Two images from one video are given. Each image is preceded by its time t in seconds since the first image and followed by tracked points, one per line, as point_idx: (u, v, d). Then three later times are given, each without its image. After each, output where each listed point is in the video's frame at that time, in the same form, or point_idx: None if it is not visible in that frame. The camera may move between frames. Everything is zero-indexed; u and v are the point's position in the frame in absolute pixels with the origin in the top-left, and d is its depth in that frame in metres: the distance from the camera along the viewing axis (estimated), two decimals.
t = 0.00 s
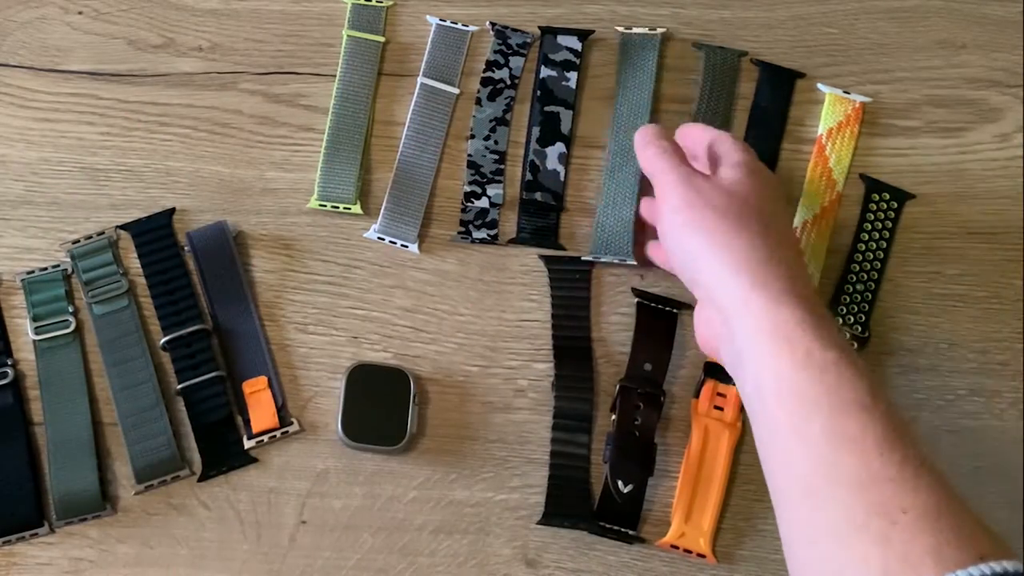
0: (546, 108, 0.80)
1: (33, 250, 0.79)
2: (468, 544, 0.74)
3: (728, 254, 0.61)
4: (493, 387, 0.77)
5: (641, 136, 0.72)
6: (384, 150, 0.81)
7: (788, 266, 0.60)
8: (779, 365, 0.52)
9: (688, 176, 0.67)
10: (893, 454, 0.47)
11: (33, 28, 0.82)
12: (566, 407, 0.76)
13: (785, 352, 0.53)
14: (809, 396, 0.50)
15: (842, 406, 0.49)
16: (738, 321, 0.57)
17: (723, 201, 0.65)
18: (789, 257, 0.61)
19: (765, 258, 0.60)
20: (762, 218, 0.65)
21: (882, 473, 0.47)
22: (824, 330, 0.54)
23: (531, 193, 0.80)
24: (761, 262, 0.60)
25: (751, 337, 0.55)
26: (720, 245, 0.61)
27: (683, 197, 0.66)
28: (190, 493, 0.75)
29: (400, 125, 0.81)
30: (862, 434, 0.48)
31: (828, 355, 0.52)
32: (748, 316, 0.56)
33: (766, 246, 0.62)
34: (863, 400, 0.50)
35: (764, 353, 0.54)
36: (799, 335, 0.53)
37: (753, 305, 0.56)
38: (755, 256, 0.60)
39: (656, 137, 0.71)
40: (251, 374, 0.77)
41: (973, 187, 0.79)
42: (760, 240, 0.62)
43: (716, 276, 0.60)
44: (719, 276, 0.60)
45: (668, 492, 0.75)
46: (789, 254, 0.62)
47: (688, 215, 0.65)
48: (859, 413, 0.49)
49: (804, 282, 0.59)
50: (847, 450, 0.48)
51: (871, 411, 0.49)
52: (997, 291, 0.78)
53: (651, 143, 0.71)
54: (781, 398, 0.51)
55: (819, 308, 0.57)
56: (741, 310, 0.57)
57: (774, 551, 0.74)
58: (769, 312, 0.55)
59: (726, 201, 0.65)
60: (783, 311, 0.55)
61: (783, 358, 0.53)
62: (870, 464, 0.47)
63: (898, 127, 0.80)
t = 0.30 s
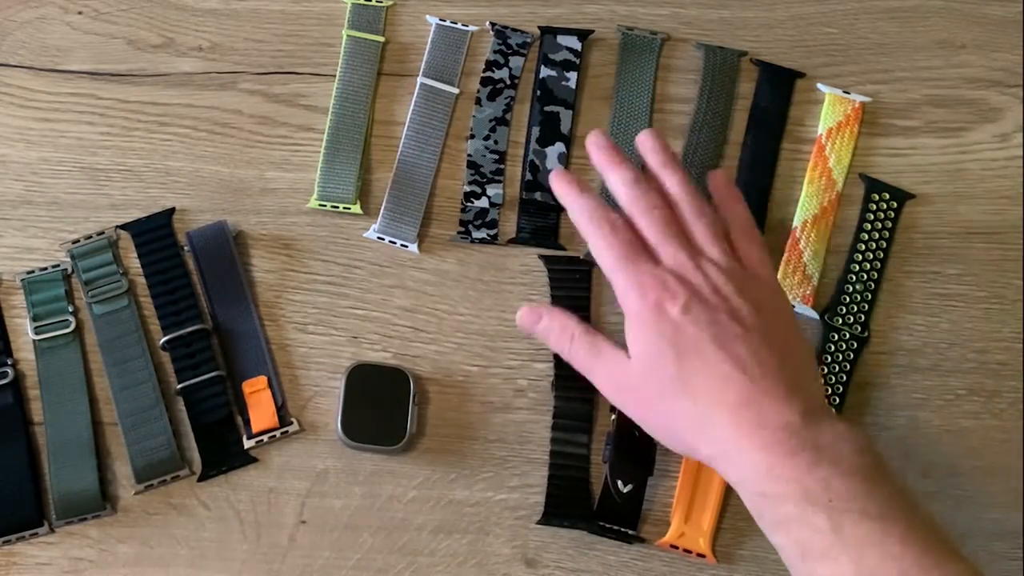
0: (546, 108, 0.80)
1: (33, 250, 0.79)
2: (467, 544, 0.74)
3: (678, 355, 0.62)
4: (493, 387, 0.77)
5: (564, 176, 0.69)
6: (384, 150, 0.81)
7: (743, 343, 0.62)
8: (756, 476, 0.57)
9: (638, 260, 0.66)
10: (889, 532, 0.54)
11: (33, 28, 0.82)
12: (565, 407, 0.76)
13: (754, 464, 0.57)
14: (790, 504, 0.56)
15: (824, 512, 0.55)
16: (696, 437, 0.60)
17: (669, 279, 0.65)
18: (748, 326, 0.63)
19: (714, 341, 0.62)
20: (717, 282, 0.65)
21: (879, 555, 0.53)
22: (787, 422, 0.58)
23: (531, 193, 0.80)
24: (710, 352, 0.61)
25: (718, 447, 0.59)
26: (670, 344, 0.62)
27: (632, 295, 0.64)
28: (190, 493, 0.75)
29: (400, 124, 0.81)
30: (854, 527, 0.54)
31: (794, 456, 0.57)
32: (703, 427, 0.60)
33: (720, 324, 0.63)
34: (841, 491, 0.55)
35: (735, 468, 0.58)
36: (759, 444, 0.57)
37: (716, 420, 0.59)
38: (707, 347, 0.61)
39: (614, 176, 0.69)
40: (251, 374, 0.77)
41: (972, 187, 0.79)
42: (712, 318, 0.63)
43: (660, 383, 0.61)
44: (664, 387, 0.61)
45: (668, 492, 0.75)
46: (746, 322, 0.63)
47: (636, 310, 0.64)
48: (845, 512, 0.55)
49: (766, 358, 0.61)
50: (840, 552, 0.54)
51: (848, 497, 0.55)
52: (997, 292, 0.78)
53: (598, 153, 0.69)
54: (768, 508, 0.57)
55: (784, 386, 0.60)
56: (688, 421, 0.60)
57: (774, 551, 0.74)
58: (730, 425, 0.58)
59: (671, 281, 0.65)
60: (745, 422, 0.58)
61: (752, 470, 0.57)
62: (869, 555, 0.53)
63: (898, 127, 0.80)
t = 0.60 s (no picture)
0: (545, 108, 0.80)
1: (33, 250, 0.79)
2: (467, 544, 0.74)
3: (781, 300, 0.62)
4: (492, 387, 0.77)
5: (718, 158, 0.66)
6: (384, 149, 0.81)
7: (858, 296, 0.62)
8: (835, 412, 0.57)
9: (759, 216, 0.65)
10: (953, 503, 0.53)
11: (33, 28, 0.82)
12: (565, 406, 0.76)
13: (857, 416, 0.56)
14: (872, 450, 0.55)
15: (910, 453, 0.54)
16: (803, 386, 0.60)
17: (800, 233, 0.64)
18: (869, 284, 0.63)
19: (834, 301, 0.61)
20: (848, 234, 0.65)
21: (944, 519, 0.53)
22: (886, 378, 0.58)
23: (531, 193, 0.80)
24: (834, 302, 0.61)
25: (812, 391, 0.59)
26: (776, 298, 0.63)
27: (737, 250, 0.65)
28: (190, 493, 0.75)
29: (400, 124, 0.81)
30: (925, 498, 0.54)
31: (891, 410, 0.56)
32: (806, 367, 0.60)
33: (840, 278, 0.62)
34: (927, 456, 0.54)
35: (829, 412, 0.58)
36: (867, 395, 0.57)
37: (822, 361, 0.59)
38: (830, 292, 0.62)
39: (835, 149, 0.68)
40: (251, 374, 0.77)
41: (973, 186, 0.79)
42: (843, 260, 0.63)
43: (770, 316, 0.63)
44: (779, 302, 0.62)
45: (668, 491, 0.75)
46: (863, 274, 0.63)
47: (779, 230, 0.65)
48: (926, 486, 0.54)
49: (876, 309, 0.62)
50: (911, 509, 0.54)
51: (936, 462, 0.54)
52: (997, 292, 0.77)
53: (711, 168, 0.66)
54: (843, 437, 0.57)
55: (890, 352, 0.60)
56: (805, 367, 0.60)
57: (774, 551, 0.74)
58: (832, 366, 0.59)
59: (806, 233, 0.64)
60: (845, 368, 0.58)
61: (846, 417, 0.57)
62: (927, 502, 0.53)
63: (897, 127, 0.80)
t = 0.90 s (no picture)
0: (545, 108, 0.80)
1: (33, 249, 0.79)
2: (467, 544, 0.74)
3: (610, 221, 0.55)
4: (492, 387, 0.77)
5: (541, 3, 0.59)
6: (384, 149, 0.81)
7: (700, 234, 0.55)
8: (717, 377, 0.51)
9: (622, 143, 0.58)
10: (909, 483, 0.48)
11: (33, 27, 0.82)
12: (565, 406, 0.76)
13: (733, 367, 0.51)
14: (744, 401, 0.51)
15: (804, 437, 0.49)
16: (656, 317, 0.54)
17: (597, 151, 0.57)
18: (711, 230, 0.55)
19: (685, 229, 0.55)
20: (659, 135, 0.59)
21: (879, 494, 0.48)
22: (787, 334, 0.51)
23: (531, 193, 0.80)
24: (665, 230, 0.55)
25: (666, 318, 0.53)
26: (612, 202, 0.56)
27: (586, 164, 0.57)
28: (189, 493, 0.75)
29: (400, 124, 0.81)
30: (866, 451, 0.48)
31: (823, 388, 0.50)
32: (670, 317, 0.53)
33: (691, 209, 0.56)
34: (836, 435, 0.49)
35: (680, 340, 0.53)
36: (731, 346, 0.51)
37: (685, 311, 0.53)
38: (663, 229, 0.55)
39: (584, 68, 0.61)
40: (251, 374, 0.77)
41: (973, 186, 0.79)
42: (690, 207, 0.56)
43: (580, 246, 0.56)
44: (602, 258, 0.55)
45: (668, 491, 0.75)
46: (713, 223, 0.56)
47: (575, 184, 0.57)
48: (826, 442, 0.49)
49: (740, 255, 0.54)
50: (811, 471, 0.49)
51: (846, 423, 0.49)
52: (996, 291, 0.77)
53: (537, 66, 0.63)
54: (750, 426, 0.51)
55: (751, 277, 0.53)
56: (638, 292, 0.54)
57: (773, 551, 0.74)
58: (676, 299, 0.53)
59: (604, 156, 0.57)
60: (695, 302, 0.53)
61: (710, 365, 0.52)
62: (867, 492, 0.48)
63: (897, 127, 0.80)
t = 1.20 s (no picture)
0: (545, 108, 0.80)
1: (32, 249, 0.79)
2: (467, 544, 0.74)
3: (881, 361, 0.67)
4: (491, 387, 0.77)
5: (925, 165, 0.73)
6: (384, 149, 0.81)
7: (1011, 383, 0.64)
8: (943, 543, 0.62)
9: (883, 330, 0.68)
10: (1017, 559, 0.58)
11: (33, 27, 0.82)
12: (564, 406, 0.76)
13: (920, 458, 0.64)
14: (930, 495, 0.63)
15: (982, 527, 0.60)
16: (883, 423, 0.67)
17: (960, 283, 0.67)
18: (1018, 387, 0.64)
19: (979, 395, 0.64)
20: (998, 327, 0.66)
21: None
22: (1005, 481, 0.61)
23: (530, 193, 0.80)
24: (952, 371, 0.65)
25: (888, 424, 0.66)
26: (871, 350, 0.68)
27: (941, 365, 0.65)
28: (189, 493, 0.75)
29: (400, 124, 0.81)
30: (999, 543, 0.59)
31: None
32: (894, 427, 0.66)
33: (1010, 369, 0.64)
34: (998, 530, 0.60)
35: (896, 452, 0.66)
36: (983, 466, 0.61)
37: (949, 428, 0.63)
38: (998, 361, 0.65)
39: (838, 243, 0.72)
40: (250, 374, 0.77)
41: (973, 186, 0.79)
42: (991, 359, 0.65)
43: (875, 408, 0.67)
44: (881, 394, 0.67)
45: (668, 491, 0.75)
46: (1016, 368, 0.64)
47: (912, 316, 0.69)
48: None
49: None
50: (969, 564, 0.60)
51: None
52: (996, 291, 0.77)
53: (835, 238, 0.72)
54: (927, 491, 0.63)
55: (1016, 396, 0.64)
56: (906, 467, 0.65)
57: (773, 551, 0.74)
58: (928, 435, 0.64)
59: (978, 295, 0.67)
60: (954, 444, 0.63)
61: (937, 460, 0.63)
62: (987, 551, 0.59)
63: (896, 127, 0.80)
